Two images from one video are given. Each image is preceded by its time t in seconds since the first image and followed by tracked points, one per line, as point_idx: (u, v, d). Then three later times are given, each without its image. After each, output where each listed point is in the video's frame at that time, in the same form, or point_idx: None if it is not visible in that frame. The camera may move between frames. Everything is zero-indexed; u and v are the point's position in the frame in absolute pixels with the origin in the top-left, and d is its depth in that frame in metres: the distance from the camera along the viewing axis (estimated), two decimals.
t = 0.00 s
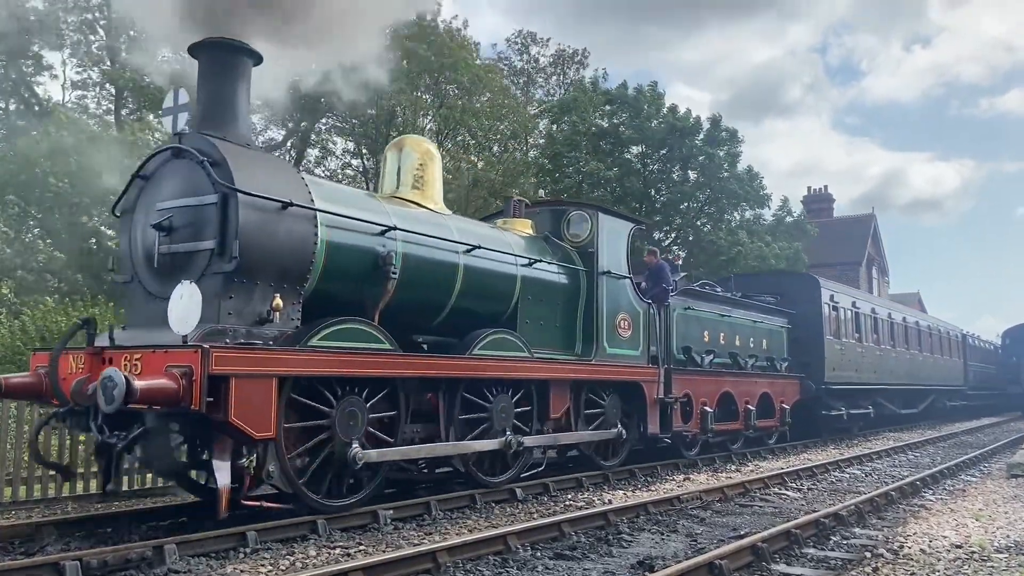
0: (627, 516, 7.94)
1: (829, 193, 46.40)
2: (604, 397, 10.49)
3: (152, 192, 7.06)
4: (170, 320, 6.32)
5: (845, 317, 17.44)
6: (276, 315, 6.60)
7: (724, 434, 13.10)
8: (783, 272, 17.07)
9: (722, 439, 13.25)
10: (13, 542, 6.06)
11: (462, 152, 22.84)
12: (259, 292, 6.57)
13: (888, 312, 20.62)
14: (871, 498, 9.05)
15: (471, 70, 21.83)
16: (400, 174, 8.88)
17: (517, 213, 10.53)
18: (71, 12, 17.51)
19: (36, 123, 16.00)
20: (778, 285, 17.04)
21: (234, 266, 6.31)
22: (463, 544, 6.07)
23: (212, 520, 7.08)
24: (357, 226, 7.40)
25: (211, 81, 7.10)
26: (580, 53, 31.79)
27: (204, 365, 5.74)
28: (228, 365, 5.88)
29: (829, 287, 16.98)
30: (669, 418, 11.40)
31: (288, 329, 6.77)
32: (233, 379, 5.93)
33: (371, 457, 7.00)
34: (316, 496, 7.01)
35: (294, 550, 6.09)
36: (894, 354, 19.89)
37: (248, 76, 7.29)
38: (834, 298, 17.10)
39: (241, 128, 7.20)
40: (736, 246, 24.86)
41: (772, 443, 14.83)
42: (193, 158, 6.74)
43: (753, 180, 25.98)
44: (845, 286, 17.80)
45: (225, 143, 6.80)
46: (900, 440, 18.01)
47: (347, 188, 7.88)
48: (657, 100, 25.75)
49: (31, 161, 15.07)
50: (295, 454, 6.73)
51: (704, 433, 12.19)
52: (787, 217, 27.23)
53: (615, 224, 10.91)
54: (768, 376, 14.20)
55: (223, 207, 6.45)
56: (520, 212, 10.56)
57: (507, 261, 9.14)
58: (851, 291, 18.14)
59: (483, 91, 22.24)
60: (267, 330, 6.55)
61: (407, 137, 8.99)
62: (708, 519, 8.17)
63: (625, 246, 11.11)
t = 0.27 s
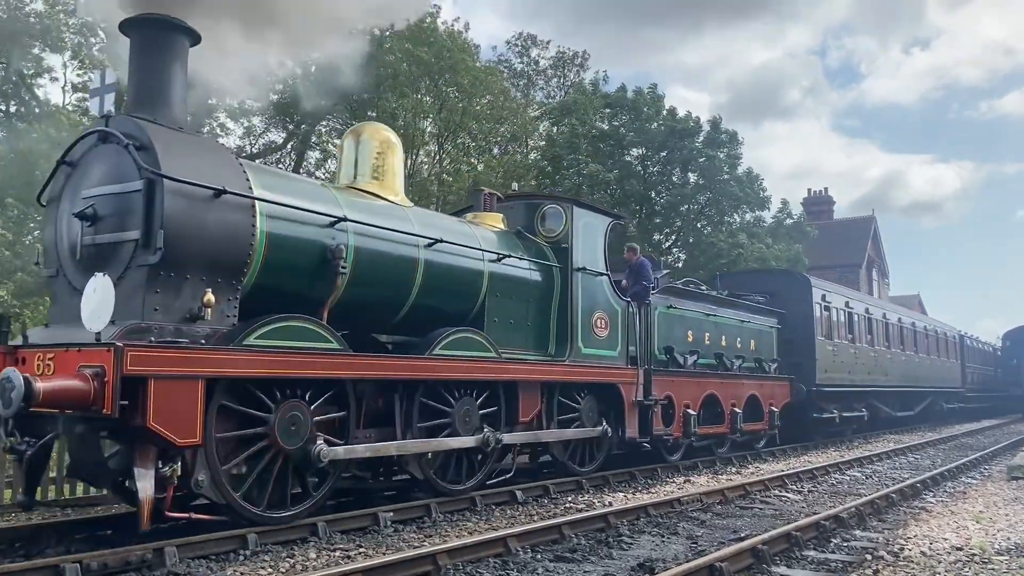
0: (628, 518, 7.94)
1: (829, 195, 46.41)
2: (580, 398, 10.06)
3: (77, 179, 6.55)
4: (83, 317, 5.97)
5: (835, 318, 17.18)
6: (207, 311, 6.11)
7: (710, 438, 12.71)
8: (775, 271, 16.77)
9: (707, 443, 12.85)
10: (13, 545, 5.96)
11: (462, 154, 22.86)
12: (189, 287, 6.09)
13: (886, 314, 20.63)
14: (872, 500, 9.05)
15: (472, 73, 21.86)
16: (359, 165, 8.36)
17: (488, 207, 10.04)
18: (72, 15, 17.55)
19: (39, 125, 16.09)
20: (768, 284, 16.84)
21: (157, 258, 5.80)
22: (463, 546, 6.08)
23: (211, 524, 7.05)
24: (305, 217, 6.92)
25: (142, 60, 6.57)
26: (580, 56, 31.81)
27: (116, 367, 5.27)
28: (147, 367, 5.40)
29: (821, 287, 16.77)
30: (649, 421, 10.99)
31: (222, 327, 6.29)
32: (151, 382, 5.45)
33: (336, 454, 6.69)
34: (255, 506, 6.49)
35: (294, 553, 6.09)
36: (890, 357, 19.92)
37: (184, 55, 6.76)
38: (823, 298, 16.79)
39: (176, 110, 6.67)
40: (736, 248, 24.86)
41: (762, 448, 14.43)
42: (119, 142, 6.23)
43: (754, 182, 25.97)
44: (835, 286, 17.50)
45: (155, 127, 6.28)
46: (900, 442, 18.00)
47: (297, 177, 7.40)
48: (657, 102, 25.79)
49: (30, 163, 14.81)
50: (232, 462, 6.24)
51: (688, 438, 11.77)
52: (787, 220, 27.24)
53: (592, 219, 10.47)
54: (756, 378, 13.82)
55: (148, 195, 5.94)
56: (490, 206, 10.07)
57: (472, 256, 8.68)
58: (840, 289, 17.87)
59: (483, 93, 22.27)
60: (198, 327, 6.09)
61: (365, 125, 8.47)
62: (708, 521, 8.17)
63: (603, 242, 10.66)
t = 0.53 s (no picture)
0: (628, 520, 7.94)
1: (829, 197, 46.42)
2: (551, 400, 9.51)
3: None
4: None
5: (827, 319, 16.91)
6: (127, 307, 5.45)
7: (694, 442, 12.26)
8: (767, 269, 16.45)
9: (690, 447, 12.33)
10: (13, 548, 5.97)
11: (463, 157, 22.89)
12: (106, 279, 5.42)
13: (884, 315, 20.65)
14: (873, 503, 9.04)
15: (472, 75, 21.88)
16: (310, 152, 7.65)
17: (455, 198, 9.35)
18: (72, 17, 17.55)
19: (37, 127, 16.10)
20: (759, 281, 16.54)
21: (67, 250, 5.12)
22: (463, 548, 6.07)
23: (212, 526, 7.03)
24: (243, 207, 6.29)
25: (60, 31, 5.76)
26: (580, 58, 31.84)
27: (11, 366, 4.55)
28: (70, 366, 4.83)
29: (813, 286, 16.51)
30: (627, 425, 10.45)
31: (145, 325, 5.62)
32: (52, 382, 4.75)
33: (287, 430, 6.23)
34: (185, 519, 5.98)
35: (294, 555, 6.09)
36: (886, 357, 19.84)
37: (111, 29, 5.98)
38: (813, 297, 16.39)
39: (100, 89, 5.88)
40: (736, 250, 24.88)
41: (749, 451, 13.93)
42: (31, 120, 5.50)
43: (754, 184, 25.95)
44: (826, 285, 17.18)
45: (72, 104, 5.54)
46: (900, 444, 18.01)
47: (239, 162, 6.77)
48: (657, 105, 25.83)
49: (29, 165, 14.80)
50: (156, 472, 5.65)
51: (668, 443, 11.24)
52: (787, 222, 27.24)
53: (566, 212, 9.85)
54: (744, 379, 13.38)
55: (59, 179, 5.24)
56: (457, 196, 9.39)
57: (435, 250, 8.04)
58: (830, 288, 17.51)
59: (483, 96, 22.28)
60: (117, 325, 5.42)
61: (317, 110, 7.80)
62: (709, 523, 8.17)
63: (578, 237, 10.05)
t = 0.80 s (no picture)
0: (628, 522, 7.93)
1: (829, 198, 46.39)
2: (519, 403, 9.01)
3: None
4: None
5: (817, 319, 16.60)
6: (31, 300, 4.96)
7: (676, 446, 11.84)
8: (758, 267, 16.14)
9: (672, 450, 11.86)
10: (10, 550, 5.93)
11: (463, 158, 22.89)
12: (7, 271, 4.93)
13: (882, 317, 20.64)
14: (873, 505, 9.03)
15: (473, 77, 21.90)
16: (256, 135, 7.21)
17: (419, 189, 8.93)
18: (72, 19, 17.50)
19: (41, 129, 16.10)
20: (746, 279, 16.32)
21: None
22: (464, 550, 6.07)
23: (214, 527, 7.01)
24: (171, 194, 5.80)
25: None
26: (581, 60, 31.85)
27: None
28: (64, 366, 4.79)
29: (804, 285, 16.22)
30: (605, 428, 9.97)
31: (54, 321, 5.12)
32: None
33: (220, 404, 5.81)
34: (105, 534, 5.47)
35: (295, 557, 6.09)
36: (881, 357, 19.68)
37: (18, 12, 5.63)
38: (802, 296, 16.05)
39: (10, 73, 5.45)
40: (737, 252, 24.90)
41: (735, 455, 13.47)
42: None
43: (754, 185, 25.95)
44: (817, 283, 16.85)
45: None
46: (900, 446, 17.99)
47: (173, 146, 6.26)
48: (657, 107, 25.85)
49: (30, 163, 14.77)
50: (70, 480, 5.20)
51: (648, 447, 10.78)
52: (787, 223, 27.25)
53: (538, 204, 9.38)
54: (731, 381, 12.99)
55: None
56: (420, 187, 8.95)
57: (390, 243, 7.55)
58: (821, 287, 17.19)
59: (484, 97, 22.29)
60: (22, 320, 4.94)
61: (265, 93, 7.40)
62: (709, 525, 8.17)
63: (551, 229, 9.57)
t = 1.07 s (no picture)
0: (628, 524, 7.92)
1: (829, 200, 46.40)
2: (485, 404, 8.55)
3: None
4: None
5: (808, 318, 16.13)
6: None
7: (656, 450, 11.39)
8: (746, 265, 15.65)
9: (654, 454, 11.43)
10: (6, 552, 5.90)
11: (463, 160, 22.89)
12: None
13: (881, 317, 20.63)
14: (873, 506, 9.03)
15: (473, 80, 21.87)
16: (195, 117, 6.73)
17: (377, 179, 8.48)
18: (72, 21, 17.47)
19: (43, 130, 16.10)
20: (735, 277, 15.82)
21: None
22: (464, 552, 6.06)
23: (214, 528, 6.99)
24: (89, 177, 5.30)
25: None
26: (581, 61, 31.87)
27: None
28: (56, 370, 4.80)
29: (793, 282, 15.76)
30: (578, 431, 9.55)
31: None
32: None
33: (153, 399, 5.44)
34: (10, 550, 4.99)
35: (294, 559, 6.08)
36: (874, 358, 19.39)
37: None
38: (792, 294, 15.57)
39: None
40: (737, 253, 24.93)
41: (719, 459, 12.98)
42: None
43: (754, 187, 25.95)
44: (808, 281, 16.40)
45: None
46: (900, 447, 18.00)
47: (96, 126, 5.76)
48: (656, 109, 25.86)
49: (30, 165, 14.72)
50: None
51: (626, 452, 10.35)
52: (787, 225, 27.26)
53: (504, 196, 8.95)
54: (715, 382, 12.51)
55: None
56: (379, 177, 8.50)
57: (341, 234, 7.08)
58: (812, 286, 16.73)
59: (484, 99, 22.29)
60: None
61: (204, 73, 6.92)
62: (710, 527, 8.16)
63: (518, 222, 9.14)
